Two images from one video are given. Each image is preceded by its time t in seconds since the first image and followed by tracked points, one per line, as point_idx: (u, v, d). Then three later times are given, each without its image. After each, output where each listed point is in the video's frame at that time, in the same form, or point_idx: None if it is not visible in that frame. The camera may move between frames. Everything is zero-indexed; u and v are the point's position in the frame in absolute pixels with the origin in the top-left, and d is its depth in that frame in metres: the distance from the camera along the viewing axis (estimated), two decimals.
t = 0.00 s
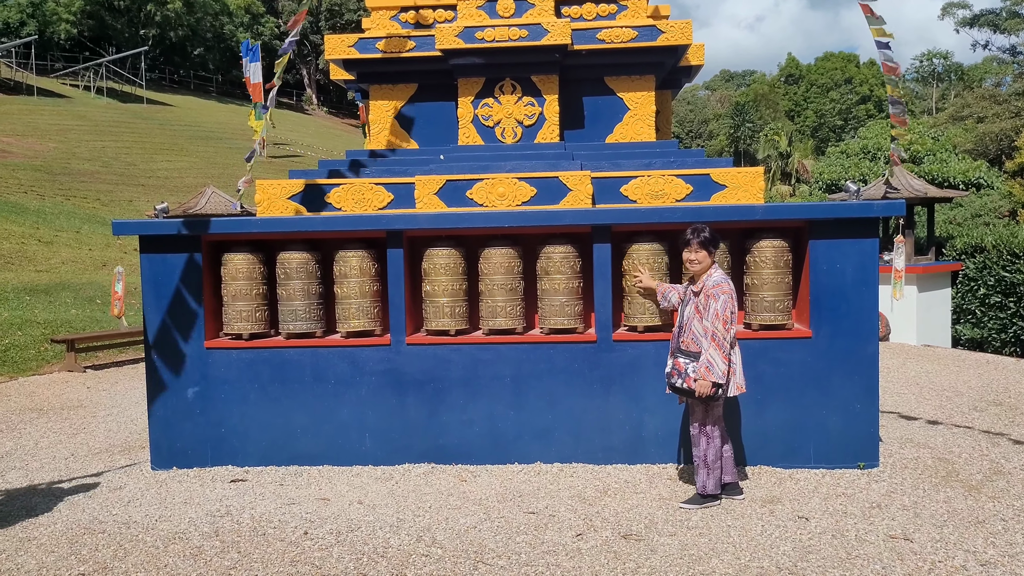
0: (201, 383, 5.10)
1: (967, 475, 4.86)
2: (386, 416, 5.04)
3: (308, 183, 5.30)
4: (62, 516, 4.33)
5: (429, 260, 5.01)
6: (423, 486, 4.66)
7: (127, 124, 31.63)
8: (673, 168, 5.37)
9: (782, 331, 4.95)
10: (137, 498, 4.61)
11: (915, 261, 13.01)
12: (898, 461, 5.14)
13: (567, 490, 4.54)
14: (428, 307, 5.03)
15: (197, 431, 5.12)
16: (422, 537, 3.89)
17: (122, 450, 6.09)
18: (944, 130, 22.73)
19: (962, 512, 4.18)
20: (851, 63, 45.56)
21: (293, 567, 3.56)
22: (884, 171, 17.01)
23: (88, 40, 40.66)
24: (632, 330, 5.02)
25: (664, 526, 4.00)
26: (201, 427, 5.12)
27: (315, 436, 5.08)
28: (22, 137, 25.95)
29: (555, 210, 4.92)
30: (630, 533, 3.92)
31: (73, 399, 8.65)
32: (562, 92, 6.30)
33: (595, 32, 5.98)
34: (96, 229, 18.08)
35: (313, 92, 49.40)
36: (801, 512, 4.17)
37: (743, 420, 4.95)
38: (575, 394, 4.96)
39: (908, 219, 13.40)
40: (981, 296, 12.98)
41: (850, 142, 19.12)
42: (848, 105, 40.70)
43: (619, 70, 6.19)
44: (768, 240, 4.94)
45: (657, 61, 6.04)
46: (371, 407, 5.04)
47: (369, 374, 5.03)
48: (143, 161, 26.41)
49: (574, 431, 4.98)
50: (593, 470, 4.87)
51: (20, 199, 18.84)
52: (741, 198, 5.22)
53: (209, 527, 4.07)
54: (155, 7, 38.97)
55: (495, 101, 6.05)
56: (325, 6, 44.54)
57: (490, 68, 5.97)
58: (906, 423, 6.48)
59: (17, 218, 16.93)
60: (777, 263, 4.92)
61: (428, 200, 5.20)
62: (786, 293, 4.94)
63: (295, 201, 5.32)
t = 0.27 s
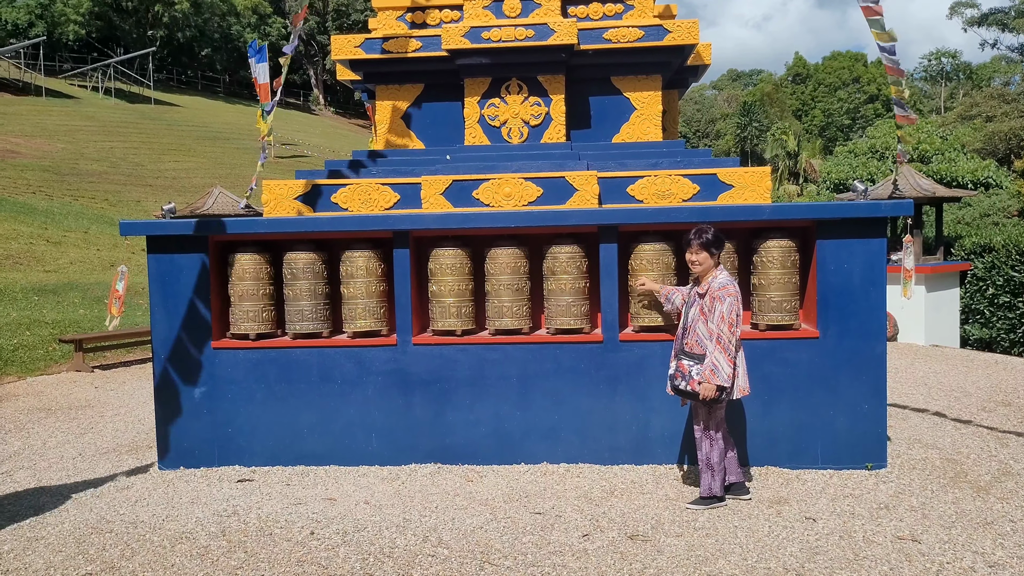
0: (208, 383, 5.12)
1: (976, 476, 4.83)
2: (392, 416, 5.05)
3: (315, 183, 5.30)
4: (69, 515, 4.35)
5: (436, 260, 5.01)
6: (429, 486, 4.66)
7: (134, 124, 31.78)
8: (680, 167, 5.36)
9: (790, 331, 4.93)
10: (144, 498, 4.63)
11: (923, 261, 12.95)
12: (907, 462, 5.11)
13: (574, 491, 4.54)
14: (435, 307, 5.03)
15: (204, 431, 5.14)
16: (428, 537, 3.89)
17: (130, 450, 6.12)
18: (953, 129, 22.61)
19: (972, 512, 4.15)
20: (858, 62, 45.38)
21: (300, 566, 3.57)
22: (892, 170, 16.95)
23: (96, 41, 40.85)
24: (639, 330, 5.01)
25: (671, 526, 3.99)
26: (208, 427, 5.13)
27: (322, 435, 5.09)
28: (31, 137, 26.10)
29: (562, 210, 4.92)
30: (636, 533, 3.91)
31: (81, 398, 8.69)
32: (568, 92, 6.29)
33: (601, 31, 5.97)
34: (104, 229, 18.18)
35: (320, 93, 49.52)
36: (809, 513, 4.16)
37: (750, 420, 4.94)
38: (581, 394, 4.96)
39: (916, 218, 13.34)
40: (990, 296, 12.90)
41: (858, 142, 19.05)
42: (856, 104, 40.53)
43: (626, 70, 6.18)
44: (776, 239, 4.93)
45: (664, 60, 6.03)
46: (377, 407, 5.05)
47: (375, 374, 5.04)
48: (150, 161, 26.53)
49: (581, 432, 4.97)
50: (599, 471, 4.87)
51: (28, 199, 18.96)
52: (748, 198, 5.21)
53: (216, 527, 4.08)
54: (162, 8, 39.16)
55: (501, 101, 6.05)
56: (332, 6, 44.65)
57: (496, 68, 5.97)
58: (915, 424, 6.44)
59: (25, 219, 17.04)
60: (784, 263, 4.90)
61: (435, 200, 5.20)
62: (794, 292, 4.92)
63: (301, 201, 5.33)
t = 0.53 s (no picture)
0: (217, 386, 5.14)
1: (987, 478, 4.79)
2: (400, 419, 5.05)
3: (322, 186, 5.31)
4: (79, 517, 4.37)
5: (443, 262, 5.02)
6: (437, 489, 4.66)
7: (144, 128, 31.98)
8: (688, 169, 5.34)
9: (798, 333, 4.91)
10: (153, 500, 4.65)
11: (933, 262, 12.87)
12: (917, 465, 5.07)
13: (581, 493, 4.53)
14: (442, 309, 5.04)
15: (213, 433, 5.16)
16: (436, 539, 3.89)
17: (139, 453, 6.15)
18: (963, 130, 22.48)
19: (982, 516, 4.12)
20: (867, 63, 45.19)
21: (307, 569, 3.57)
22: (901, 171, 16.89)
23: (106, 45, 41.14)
24: (647, 333, 5.00)
25: (679, 530, 3.98)
26: (216, 430, 5.15)
27: (330, 438, 5.10)
28: (42, 141, 26.30)
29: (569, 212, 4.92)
30: (644, 536, 3.90)
31: (91, 401, 8.73)
32: (576, 94, 6.29)
33: (609, 33, 5.96)
34: (114, 232, 18.31)
35: (328, 95, 49.69)
36: (819, 516, 4.14)
37: (758, 423, 4.91)
38: (589, 396, 4.95)
39: (926, 220, 13.27)
40: (1000, 298, 12.82)
41: (867, 143, 18.98)
42: (865, 105, 40.36)
43: (633, 71, 6.17)
44: (784, 241, 4.90)
45: (672, 62, 6.02)
46: (385, 410, 5.05)
47: (383, 377, 5.05)
48: (159, 164, 26.68)
49: (589, 434, 4.96)
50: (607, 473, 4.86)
51: (38, 202, 19.10)
52: (757, 200, 5.19)
53: (224, 530, 4.10)
54: (171, 12, 39.42)
55: (508, 103, 6.05)
56: (339, 9, 44.83)
57: (503, 70, 5.98)
58: (925, 427, 6.40)
59: (36, 222, 17.16)
60: (793, 265, 4.88)
61: (442, 203, 5.20)
62: (802, 294, 4.90)
63: (309, 204, 5.34)
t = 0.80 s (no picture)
0: (220, 392, 5.14)
1: (991, 483, 4.77)
2: (403, 424, 5.05)
3: (324, 193, 5.33)
4: (82, 524, 4.38)
5: (446, 268, 5.03)
6: (440, 495, 4.66)
7: (147, 134, 32.11)
8: (691, 174, 5.35)
9: (802, 338, 4.91)
10: (156, 506, 4.65)
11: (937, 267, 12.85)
12: (921, 470, 5.06)
13: (584, 499, 4.52)
14: (445, 315, 5.05)
15: (216, 439, 5.17)
16: (439, 545, 3.89)
17: (142, 459, 6.15)
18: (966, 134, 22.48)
19: (986, 521, 4.11)
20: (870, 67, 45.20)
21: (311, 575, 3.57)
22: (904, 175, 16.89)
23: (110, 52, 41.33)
24: (650, 338, 5.00)
25: (682, 535, 3.97)
26: (220, 435, 5.16)
27: (333, 443, 5.10)
28: (46, 147, 26.42)
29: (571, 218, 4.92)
30: (647, 542, 3.89)
31: (94, 407, 8.75)
32: (578, 100, 6.31)
33: (611, 39, 5.97)
34: (117, 238, 18.36)
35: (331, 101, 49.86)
36: (822, 522, 4.12)
37: (762, 428, 4.91)
38: (592, 401, 4.94)
39: (929, 224, 13.24)
40: (1004, 302, 12.79)
41: (870, 147, 18.98)
42: (868, 109, 40.42)
43: (635, 77, 6.19)
44: (787, 247, 4.91)
45: (674, 67, 6.03)
46: (388, 415, 5.06)
47: (386, 382, 5.05)
48: (163, 170, 26.77)
49: (592, 439, 4.96)
50: (610, 479, 4.85)
51: (42, 209, 19.16)
52: (759, 205, 5.20)
53: (227, 536, 4.10)
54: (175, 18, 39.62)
55: (511, 109, 6.07)
56: (342, 15, 45.02)
57: (506, 76, 5.99)
58: (929, 432, 6.38)
59: (40, 228, 17.21)
60: (796, 270, 4.88)
61: (445, 209, 5.22)
62: (805, 299, 4.89)
63: (312, 210, 5.35)
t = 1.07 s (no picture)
0: (218, 402, 5.14)
1: (988, 492, 4.77)
2: (401, 434, 5.05)
3: (322, 203, 5.34)
4: (79, 534, 4.36)
5: (444, 278, 5.04)
6: (438, 505, 4.65)
7: (146, 144, 32.16)
8: (688, 183, 5.38)
9: (799, 347, 4.91)
10: (153, 517, 4.64)
11: (934, 275, 12.89)
12: (919, 479, 5.07)
13: (583, 509, 4.52)
14: (443, 324, 5.05)
15: (214, 449, 5.16)
16: (437, 555, 3.88)
17: (140, 469, 6.13)
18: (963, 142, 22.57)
19: (984, 529, 4.11)
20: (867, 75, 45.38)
21: None
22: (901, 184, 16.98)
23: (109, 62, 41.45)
24: (647, 348, 5.01)
25: (681, 544, 3.97)
26: (218, 445, 5.15)
27: (331, 453, 5.10)
28: (45, 157, 26.46)
29: (569, 227, 4.93)
30: (646, 551, 3.89)
31: (91, 417, 8.73)
32: (575, 110, 6.34)
33: (608, 49, 6.00)
34: (116, 248, 18.37)
35: (329, 111, 50.03)
36: (821, 530, 4.12)
37: (760, 437, 4.91)
38: (590, 411, 4.95)
39: (926, 233, 13.29)
40: (1001, 310, 12.82)
41: (868, 156, 19.06)
42: (865, 118, 40.67)
43: (632, 87, 6.22)
44: (784, 255, 4.92)
45: (671, 77, 6.06)
46: (387, 425, 5.05)
47: (384, 392, 5.05)
48: (161, 180, 26.81)
49: (590, 448, 4.96)
50: (609, 488, 4.84)
51: (41, 219, 19.18)
52: (756, 214, 5.21)
53: (225, 546, 4.08)
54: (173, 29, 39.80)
55: (508, 119, 6.10)
56: (341, 25, 45.22)
57: (503, 86, 6.03)
58: (927, 440, 6.39)
59: (38, 238, 17.21)
60: (792, 279, 4.90)
61: (442, 218, 5.23)
62: (802, 308, 4.91)
63: (310, 220, 5.37)
